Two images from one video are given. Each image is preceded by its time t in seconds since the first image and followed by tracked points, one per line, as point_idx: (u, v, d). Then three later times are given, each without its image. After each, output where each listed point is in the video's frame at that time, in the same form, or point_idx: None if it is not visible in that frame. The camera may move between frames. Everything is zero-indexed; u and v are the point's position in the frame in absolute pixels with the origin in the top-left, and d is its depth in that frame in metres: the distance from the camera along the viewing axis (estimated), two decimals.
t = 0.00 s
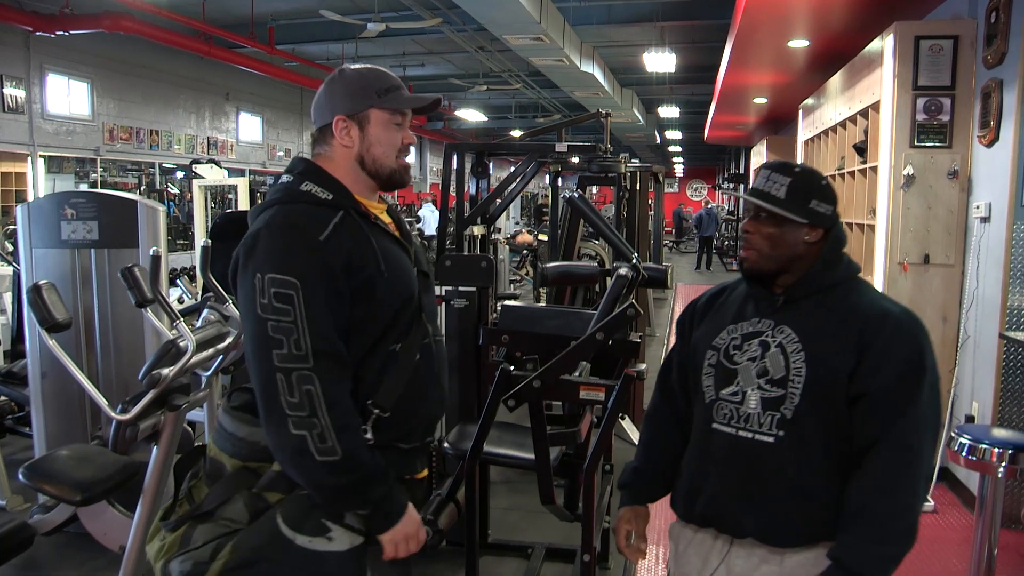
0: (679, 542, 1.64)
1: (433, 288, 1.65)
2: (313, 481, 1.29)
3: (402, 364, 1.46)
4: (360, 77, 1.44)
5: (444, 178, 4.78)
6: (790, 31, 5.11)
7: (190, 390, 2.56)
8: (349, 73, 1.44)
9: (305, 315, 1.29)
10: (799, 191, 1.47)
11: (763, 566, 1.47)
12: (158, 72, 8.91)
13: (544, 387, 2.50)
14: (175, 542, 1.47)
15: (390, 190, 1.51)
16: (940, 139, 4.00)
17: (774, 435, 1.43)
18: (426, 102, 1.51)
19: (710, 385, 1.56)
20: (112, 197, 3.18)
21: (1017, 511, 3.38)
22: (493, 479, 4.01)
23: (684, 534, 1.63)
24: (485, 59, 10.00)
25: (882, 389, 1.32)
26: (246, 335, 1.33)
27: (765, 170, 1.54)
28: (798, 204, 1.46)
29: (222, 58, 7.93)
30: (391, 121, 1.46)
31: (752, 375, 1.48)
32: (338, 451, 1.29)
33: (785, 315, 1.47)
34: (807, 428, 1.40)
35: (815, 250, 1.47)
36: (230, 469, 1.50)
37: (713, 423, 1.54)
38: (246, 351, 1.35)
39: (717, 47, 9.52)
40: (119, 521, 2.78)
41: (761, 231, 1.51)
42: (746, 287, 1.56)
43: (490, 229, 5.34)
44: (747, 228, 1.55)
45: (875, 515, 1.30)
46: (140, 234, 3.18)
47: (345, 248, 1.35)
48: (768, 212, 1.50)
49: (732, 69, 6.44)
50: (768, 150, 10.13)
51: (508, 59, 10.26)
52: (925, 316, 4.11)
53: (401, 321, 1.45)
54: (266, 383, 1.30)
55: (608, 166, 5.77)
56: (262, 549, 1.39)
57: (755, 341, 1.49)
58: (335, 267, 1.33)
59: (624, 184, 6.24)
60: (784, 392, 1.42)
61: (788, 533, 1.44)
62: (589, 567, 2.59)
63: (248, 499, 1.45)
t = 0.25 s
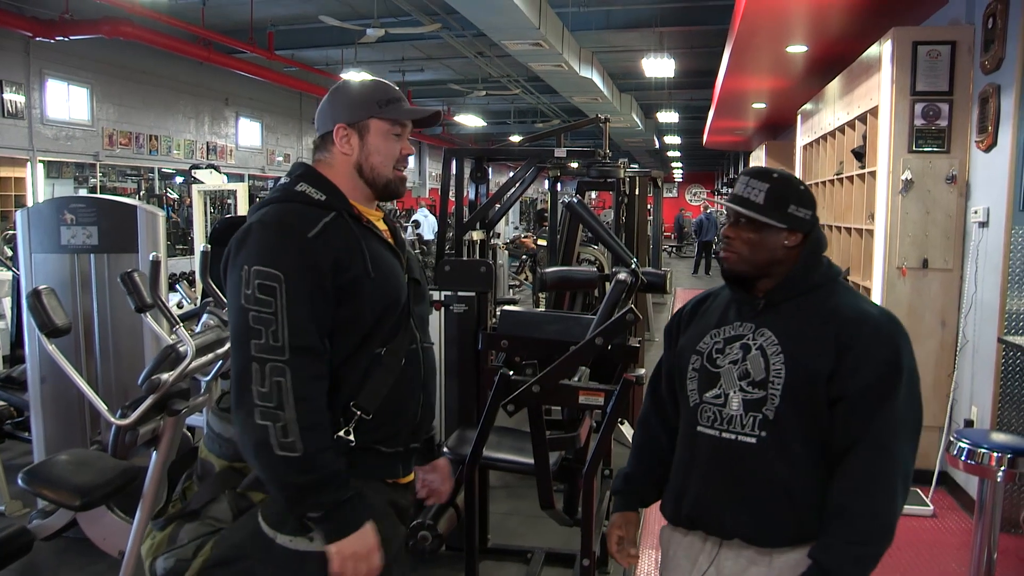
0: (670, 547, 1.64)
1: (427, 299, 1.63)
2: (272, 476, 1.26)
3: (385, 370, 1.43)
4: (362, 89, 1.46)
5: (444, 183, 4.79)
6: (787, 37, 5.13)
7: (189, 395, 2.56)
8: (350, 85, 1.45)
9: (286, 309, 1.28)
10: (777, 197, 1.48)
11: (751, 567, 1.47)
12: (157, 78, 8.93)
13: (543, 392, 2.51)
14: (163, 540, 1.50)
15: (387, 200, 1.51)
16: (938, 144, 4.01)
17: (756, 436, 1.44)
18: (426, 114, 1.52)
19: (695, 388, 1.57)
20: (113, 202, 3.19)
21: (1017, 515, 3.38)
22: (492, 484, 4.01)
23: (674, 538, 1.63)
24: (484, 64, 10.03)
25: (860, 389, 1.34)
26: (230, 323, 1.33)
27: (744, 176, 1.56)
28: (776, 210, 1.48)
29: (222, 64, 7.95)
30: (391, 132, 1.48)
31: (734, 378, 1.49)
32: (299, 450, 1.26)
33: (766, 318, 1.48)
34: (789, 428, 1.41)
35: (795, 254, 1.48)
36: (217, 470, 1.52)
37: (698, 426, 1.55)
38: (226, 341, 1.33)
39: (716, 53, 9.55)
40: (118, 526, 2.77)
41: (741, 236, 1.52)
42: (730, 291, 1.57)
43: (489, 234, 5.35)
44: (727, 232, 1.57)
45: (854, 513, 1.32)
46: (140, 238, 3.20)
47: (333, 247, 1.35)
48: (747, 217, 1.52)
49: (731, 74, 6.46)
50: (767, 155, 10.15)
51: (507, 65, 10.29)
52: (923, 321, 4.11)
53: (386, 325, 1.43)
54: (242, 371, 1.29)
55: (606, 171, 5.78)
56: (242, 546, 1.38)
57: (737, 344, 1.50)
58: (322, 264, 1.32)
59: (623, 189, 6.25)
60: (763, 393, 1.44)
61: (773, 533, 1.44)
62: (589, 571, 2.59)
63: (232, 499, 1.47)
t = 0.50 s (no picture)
0: (664, 542, 1.67)
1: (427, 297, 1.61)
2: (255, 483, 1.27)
3: (381, 373, 1.42)
4: (357, 85, 1.45)
5: (444, 181, 4.79)
6: (788, 33, 5.12)
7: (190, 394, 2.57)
8: (343, 82, 1.45)
9: (275, 314, 1.27)
10: (764, 193, 1.51)
11: (741, 560, 1.50)
12: (157, 77, 8.93)
13: (544, 388, 2.50)
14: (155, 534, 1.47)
15: (384, 196, 1.51)
16: (939, 140, 4.01)
17: (744, 429, 1.46)
18: (420, 111, 1.51)
19: (684, 383, 1.61)
20: (114, 200, 3.19)
21: (1019, 510, 3.38)
22: (494, 481, 4.01)
23: (667, 532, 1.66)
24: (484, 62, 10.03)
25: (843, 381, 1.37)
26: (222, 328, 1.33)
27: (732, 172, 1.58)
28: (764, 207, 1.51)
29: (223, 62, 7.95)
30: (386, 128, 1.47)
31: (721, 371, 1.51)
32: (284, 459, 1.26)
33: (753, 313, 1.50)
34: (774, 422, 1.43)
35: (780, 250, 1.50)
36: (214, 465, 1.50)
37: (687, 420, 1.57)
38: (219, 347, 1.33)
39: (716, 49, 9.54)
40: (120, 524, 2.78)
41: (729, 233, 1.54)
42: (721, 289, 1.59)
43: (490, 231, 5.35)
44: (715, 229, 1.59)
45: (839, 506, 1.33)
46: (141, 237, 3.19)
47: (325, 248, 1.33)
48: (735, 214, 1.53)
49: (731, 71, 6.46)
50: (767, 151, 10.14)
51: (507, 62, 10.28)
52: (924, 317, 4.11)
53: (383, 325, 1.42)
54: (232, 377, 1.29)
55: (607, 168, 5.78)
56: (232, 542, 1.38)
57: (725, 339, 1.53)
58: (314, 267, 1.31)
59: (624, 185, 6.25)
60: (751, 386, 1.46)
61: (762, 526, 1.47)
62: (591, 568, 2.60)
63: (227, 496, 1.46)
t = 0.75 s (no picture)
0: (655, 536, 1.70)
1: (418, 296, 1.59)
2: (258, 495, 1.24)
3: (375, 376, 1.40)
4: (347, 78, 1.44)
5: (442, 178, 4.78)
6: (785, 28, 5.11)
7: (188, 393, 2.58)
8: (332, 73, 1.43)
9: (263, 320, 1.25)
10: (753, 189, 1.57)
11: (729, 553, 1.54)
12: (154, 76, 8.91)
13: (542, 384, 2.50)
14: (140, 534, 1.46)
15: (375, 193, 1.50)
16: (936, 134, 4.01)
17: (730, 423, 1.51)
18: (412, 103, 1.50)
19: (674, 378, 1.65)
20: (112, 200, 3.20)
21: (1017, 504, 3.38)
22: (493, 479, 4.02)
23: (658, 526, 1.69)
24: (481, 59, 10.01)
25: (827, 374, 1.42)
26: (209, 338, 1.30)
27: (721, 168, 1.64)
28: (753, 202, 1.56)
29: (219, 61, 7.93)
30: (376, 122, 1.46)
31: (708, 366, 1.56)
32: (287, 470, 1.23)
33: (739, 307, 1.56)
34: (759, 415, 1.48)
35: (768, 245, 1.57)
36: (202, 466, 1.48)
37: (676, 415, 1.63)
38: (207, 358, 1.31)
39: (714, 45, 9.53)
40: (119, 524, 2.78)
41: (718, 229, 1.61)
42: (710, 285, 1.64)
43: (488, 229, 5.34)
44: (705, 225, 1.64)
45: (823, 498, 1.38)
46: (139, 236, 3.19)
47: (312, 251, 1.31)
48: (724, 209, 1.60)
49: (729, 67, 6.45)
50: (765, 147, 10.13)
51: (505, 59, 10.27)
52: (923, 312, 4.11)
53: (374, 326, 1.40)
54: (223, 390, 1.27)
55: (605, 165, 5.77)
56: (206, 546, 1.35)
57: (712, 334, 1.58)
58: (300, 270, 1.29)
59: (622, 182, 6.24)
60: (736, 380, 1.51)
61: (748, 519, 1.51)
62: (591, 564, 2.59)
63: (209, 498, 1.42)
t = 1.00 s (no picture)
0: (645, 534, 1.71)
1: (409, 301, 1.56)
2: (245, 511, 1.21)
3: (363, 388, 1.38)
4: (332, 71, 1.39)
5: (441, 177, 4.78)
6: (783, 28, 5.11)
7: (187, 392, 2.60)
8: (318, 65, 1.39)
9: (239, 334, 1.21)
10: (745, 190, 1.58)
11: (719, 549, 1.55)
12: (154, 76, 8.92)
13: (541, 384, 2.50)
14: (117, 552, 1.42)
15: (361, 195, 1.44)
16: (936, 134, 4.01)
17: (720, 422, 1.52)
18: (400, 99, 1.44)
19: (664, 378, 1.66)
20: (111, 200, 3.20)
21: (1016, 503, 3.39)
22: (492, 478, 4.02)
23: (647, 525, 1.70)
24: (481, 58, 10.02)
25: (819, 373, 1.42)
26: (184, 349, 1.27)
27: (712, 169, 1.65)
28: (744, 203, 1.58)
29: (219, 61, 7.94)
30: (360, 119, 1.39)
31: (699, 366, 1.57)
32: (271, 484, 1.21)
33: (729, 307, 1.56)
34: (750, 415, 1.49)
35: (759, 245, 1.58)
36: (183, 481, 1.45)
37: (665, 414, 1.63)
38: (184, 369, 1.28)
39: (713, 45, 9.54)
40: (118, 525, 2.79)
41: (710, 229, 1.61)
42: (700, 285, 1.65)
43: (488, 228, 5.35)
44: (695, 226, 1.65)
45: (813, 496, 1.39)
46: (138, 236, 3.20)
47: (294, 262, 1.27)
48: (716, 210, 1.61)
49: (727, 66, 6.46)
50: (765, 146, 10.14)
51: (504, 59, 10.28)
52: (922, 311, 4.11)
53: (362, 337, 1.37)
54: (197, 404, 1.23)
55: (603, 164, 5.78)
56: (187, 569, 1.29)
57: (702, 334, 1.59)
58: (280, 281, 1.26)
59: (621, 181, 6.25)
60: (727, 380, 1.52)
61: (738, 518, 1.51)
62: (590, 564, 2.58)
63: (190, 516, 1.40)
